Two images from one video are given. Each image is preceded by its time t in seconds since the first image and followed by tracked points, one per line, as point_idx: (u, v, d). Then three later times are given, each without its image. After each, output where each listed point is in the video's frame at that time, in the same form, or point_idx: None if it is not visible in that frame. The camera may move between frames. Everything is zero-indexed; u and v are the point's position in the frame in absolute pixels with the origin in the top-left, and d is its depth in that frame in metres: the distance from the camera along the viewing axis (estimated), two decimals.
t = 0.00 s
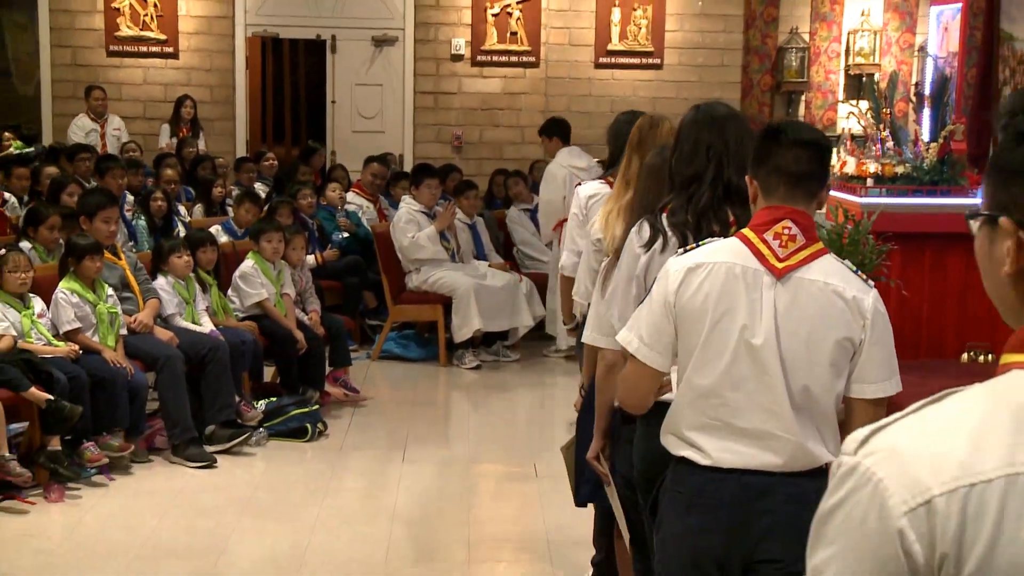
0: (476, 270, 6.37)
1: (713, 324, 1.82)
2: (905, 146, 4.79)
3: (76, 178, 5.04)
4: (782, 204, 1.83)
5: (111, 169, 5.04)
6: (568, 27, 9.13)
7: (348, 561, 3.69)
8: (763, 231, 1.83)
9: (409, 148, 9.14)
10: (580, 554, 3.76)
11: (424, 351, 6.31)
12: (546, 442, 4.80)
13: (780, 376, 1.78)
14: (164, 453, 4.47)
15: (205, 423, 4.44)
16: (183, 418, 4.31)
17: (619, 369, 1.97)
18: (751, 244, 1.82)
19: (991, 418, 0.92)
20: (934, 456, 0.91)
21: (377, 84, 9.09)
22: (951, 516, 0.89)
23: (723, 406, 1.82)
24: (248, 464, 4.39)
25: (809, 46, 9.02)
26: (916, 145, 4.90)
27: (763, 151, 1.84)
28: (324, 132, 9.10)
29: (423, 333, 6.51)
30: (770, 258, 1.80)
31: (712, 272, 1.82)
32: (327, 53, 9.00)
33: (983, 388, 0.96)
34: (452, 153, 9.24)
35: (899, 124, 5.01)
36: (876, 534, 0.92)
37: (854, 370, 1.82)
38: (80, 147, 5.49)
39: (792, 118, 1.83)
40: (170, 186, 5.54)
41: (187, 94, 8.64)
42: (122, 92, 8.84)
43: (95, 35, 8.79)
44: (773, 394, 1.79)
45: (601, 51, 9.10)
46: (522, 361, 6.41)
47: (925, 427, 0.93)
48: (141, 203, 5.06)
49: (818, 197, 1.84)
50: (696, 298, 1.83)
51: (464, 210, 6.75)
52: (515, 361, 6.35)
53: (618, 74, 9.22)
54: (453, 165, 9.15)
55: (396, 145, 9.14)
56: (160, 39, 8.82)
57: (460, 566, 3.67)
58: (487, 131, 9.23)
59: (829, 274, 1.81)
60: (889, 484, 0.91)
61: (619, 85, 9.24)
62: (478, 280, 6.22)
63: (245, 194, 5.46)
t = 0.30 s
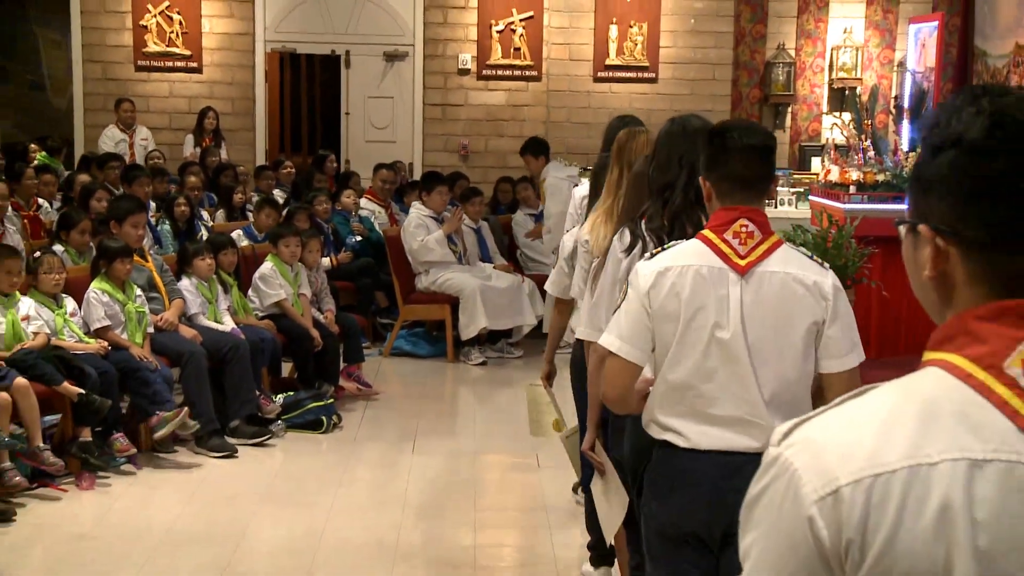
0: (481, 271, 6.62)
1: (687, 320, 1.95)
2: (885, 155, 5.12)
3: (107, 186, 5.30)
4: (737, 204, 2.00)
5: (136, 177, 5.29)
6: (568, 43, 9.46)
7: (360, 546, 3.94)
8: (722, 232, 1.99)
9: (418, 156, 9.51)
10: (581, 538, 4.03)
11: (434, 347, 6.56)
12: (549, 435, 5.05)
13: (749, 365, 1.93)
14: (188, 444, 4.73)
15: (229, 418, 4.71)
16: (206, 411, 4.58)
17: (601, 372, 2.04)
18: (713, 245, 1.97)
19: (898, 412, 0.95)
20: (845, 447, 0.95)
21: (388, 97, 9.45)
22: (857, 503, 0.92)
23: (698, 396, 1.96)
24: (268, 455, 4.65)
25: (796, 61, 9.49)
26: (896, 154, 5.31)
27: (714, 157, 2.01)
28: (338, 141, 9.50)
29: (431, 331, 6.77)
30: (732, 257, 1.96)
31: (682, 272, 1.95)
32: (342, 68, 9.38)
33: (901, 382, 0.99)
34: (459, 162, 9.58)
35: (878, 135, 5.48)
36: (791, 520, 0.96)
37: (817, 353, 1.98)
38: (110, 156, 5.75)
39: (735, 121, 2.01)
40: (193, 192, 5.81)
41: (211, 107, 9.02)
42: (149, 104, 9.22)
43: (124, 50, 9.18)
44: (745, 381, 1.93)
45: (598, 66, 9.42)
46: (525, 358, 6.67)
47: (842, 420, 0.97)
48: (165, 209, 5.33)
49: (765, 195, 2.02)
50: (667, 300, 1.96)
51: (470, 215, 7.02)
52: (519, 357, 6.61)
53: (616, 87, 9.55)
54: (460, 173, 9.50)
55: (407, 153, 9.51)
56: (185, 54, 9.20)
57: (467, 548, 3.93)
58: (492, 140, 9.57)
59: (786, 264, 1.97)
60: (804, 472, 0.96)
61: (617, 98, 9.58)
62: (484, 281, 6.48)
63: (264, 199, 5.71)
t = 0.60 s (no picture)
0: (489, 271, 6.87)
1: (672, 321, 2.12)
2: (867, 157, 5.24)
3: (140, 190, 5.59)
4: (710, 208, 2.17)
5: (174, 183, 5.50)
6: (572, 55, 9.99)
7: (375, 530, 4.18)
8: (699, 233, 2.15)
9: (429, 163, 10.00)
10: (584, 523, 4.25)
11: (443, 343, 6.83)
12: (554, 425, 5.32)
13: (732, 357, 2.09)
14: (212, 434, 5.00)
15: (251, 409, 4.97)
16: (229, 403, 4.86)
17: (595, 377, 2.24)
18: (692, 248, 2.13)
19: (826, 410, 1.01)
20: (777, 444, 1.01)
21: (401, 106, 9.93)
22: (788, 495, 0.99)
23: (686, 390, 2.12)
24: (287, 445, 4.89)
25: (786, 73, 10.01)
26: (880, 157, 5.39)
27: (684, 166, 2.19)
28: (354, 147, 9.93)
29: (442, 327, 7.04)
30: (710, 257, 2.11)
31: (665, 276, 2.12)
32: (357, 79, 9.85)
33: (827, 381, 1.05)
34: (468, 167, 10.10)
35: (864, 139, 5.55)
36: (724, 516, 1.02)
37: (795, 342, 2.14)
38: (138, 162, 6.03)
39: (702, 131, 2.20)
40: (217, 196, 6.10)
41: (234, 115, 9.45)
42: (176, 113, 9.68)
43: (152, 62, 9.61)
44: (729, 373, 2.09)
45: (600, 76, 9.95)
46: (531, 353, 6.93)
47: (775, 417, 1.03)
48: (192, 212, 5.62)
49: (734, 196, 2.20)
50: (652, 302, 2.13)
51: (479, 218, 7.27)
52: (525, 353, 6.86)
53: (616, 97, 10.06)
54: (469, 178, 10.01)
55: (418, 159, 10.00)
56: (210, 66, 9.65)
57: (475, 533, 4.15)
58: (499, 147, 10.09)
59: (761, 261, 2.14)
60: (739, 469, 1.01)
61: (617, 107, 10.09)
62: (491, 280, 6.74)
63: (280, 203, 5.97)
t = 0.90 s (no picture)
0: (497, 270, 7.11)
1: (658, 318, 2.34)
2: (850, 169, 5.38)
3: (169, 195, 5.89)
4: (688, 211, 2.39)
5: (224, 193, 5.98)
6: (576, 65, 10.39)
7: (389, 517, 4.40)
8: (679, 235, 2.37)
9: (441, 166, 10.47)
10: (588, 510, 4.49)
11: (454, 338, 7.09)
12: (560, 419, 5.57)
13: (716, 349, 2.29)
14: (235, 424, 5.28)
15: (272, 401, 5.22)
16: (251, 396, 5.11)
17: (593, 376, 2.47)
18: (672, 249, 2.35)
19: (791, 405, 1.07)
20: (743, 438, 1.06)
21: (413, 114, 10.38)
22: (754, 488, 1.04)
23: (677, 383, 2.33)
24: (306, 437, 5.14)
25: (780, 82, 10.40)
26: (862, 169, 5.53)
27: (662, 173, 2.42)
28: (368, 153, 10.38)
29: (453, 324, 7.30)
30: (689, 256, 2.32)
31: (649, 278, 2.34)
32: (371, 87, 10.28)
33: (794, 376, 1.11)
34: (477, 172, 10.55)
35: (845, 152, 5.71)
36: (696, 509, 1.07)
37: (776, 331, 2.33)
38: (165, 167, 6.31)
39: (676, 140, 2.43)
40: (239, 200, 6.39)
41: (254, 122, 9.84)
42: (201, 120, 10.12)
43: (178, 72, 10.05)
44: (714, 364, 2.30)
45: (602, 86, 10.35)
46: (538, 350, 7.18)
47: (742, 413, 1.08)
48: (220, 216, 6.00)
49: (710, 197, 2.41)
50: (639, 304, 2.35)
51: (488, 220, 7.52)
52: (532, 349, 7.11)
53: (618, 105, 10.48)
54: (478, 183, 10.48)
55: (431, 163, 10.45)
56: (233, 76, 10.10)
57: (485, 521, 4.37)
58: (507, 152, 10.52)
59: (738, 254, 2.33)
60: (709, 462, 1.07)
61: (620, 114, 10.50)
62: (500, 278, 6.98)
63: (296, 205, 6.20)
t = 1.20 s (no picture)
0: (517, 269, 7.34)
1: (661, 311, 2.57)
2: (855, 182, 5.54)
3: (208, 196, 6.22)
4: (690, 212, 2.63)
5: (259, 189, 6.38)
6: (592, 73, 10.64)
7: (413, 503, 4.65)
8: (681, 234, 2.60)
9: (463, 169, 10.74)
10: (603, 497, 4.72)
11: (475, 334, 7.37)
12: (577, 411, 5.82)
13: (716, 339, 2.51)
14: (268, 415, 5.55)
15: (303, 393, 5.51)
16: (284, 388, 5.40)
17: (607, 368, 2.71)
18: (674, 246, 2.58)
19: (783, 401, 1.12)
20: (740, 432, 1.11)
21: (437, 120, 10.69)
22: (750, 479, 1.08)
23: (681, 373, 2.54)
24: (334, 428, 5.40)
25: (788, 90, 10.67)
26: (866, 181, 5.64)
27: (668, 176, 2.66)
28: (394, 157, 10.72)
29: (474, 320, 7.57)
30: (689, 253, 2.55)
31: (652, 272, 2.57)
32: (397, 95, 10.60)
33: (788, 374, 1.16)
34: (497, 175, 10.80)
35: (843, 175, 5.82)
36: (696, 501, 1.12)
37: (772, 322, 2.53)
38: (202, 170, 6.62)
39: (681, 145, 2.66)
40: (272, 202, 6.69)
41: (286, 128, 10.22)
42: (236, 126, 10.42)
43: (214, 80, 10.39)
44: (716, 353, 2.50)
45: (617, 92, 10.59)
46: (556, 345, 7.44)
47: (738, 409, 1.13)
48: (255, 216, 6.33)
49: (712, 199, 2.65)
50: (644, 299, 2.58)
51: (508, 221, 7.80)
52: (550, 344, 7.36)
53: (632, 111, 10.72)
54: (498, 185, 10.71)
55: (454, 167, 10.75)
56: (267, 84, 10.40)
57: (504, 507, 4.61)
58: (526, 156, 10.77)
59: (736, 250, 2.55)
60: (707, 456, 1.11)
61: (634, 120, 10.74)
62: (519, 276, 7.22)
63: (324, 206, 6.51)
